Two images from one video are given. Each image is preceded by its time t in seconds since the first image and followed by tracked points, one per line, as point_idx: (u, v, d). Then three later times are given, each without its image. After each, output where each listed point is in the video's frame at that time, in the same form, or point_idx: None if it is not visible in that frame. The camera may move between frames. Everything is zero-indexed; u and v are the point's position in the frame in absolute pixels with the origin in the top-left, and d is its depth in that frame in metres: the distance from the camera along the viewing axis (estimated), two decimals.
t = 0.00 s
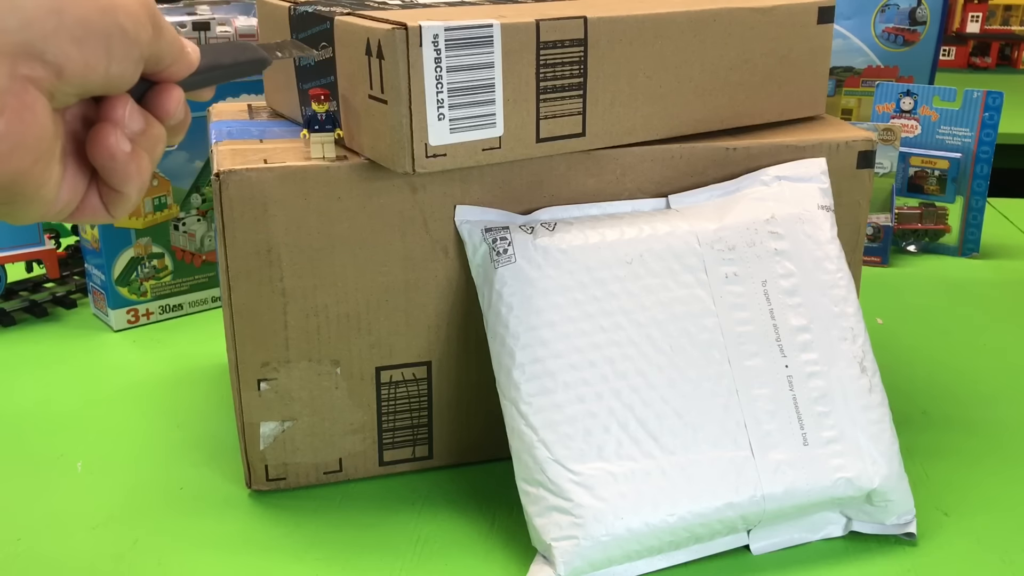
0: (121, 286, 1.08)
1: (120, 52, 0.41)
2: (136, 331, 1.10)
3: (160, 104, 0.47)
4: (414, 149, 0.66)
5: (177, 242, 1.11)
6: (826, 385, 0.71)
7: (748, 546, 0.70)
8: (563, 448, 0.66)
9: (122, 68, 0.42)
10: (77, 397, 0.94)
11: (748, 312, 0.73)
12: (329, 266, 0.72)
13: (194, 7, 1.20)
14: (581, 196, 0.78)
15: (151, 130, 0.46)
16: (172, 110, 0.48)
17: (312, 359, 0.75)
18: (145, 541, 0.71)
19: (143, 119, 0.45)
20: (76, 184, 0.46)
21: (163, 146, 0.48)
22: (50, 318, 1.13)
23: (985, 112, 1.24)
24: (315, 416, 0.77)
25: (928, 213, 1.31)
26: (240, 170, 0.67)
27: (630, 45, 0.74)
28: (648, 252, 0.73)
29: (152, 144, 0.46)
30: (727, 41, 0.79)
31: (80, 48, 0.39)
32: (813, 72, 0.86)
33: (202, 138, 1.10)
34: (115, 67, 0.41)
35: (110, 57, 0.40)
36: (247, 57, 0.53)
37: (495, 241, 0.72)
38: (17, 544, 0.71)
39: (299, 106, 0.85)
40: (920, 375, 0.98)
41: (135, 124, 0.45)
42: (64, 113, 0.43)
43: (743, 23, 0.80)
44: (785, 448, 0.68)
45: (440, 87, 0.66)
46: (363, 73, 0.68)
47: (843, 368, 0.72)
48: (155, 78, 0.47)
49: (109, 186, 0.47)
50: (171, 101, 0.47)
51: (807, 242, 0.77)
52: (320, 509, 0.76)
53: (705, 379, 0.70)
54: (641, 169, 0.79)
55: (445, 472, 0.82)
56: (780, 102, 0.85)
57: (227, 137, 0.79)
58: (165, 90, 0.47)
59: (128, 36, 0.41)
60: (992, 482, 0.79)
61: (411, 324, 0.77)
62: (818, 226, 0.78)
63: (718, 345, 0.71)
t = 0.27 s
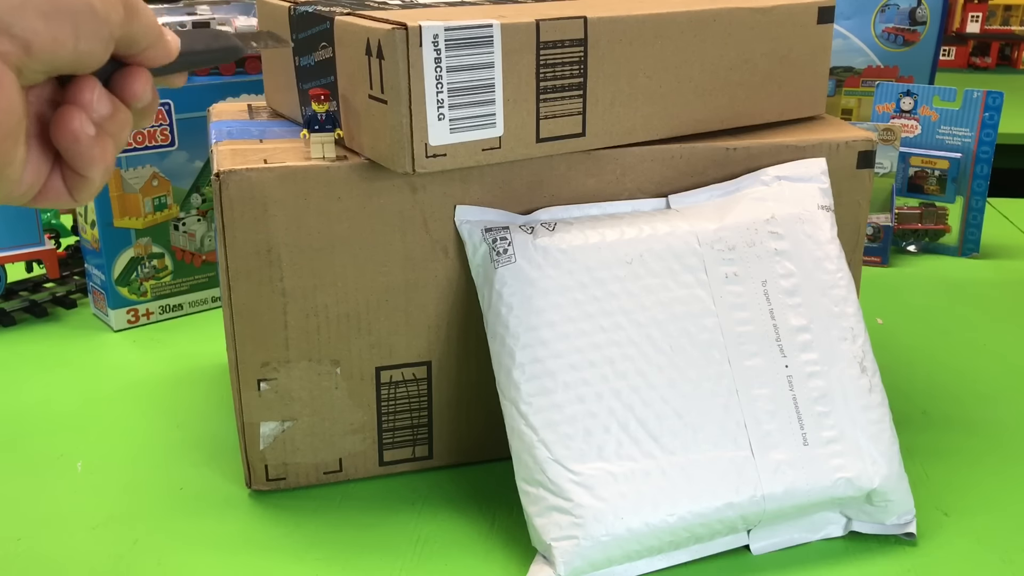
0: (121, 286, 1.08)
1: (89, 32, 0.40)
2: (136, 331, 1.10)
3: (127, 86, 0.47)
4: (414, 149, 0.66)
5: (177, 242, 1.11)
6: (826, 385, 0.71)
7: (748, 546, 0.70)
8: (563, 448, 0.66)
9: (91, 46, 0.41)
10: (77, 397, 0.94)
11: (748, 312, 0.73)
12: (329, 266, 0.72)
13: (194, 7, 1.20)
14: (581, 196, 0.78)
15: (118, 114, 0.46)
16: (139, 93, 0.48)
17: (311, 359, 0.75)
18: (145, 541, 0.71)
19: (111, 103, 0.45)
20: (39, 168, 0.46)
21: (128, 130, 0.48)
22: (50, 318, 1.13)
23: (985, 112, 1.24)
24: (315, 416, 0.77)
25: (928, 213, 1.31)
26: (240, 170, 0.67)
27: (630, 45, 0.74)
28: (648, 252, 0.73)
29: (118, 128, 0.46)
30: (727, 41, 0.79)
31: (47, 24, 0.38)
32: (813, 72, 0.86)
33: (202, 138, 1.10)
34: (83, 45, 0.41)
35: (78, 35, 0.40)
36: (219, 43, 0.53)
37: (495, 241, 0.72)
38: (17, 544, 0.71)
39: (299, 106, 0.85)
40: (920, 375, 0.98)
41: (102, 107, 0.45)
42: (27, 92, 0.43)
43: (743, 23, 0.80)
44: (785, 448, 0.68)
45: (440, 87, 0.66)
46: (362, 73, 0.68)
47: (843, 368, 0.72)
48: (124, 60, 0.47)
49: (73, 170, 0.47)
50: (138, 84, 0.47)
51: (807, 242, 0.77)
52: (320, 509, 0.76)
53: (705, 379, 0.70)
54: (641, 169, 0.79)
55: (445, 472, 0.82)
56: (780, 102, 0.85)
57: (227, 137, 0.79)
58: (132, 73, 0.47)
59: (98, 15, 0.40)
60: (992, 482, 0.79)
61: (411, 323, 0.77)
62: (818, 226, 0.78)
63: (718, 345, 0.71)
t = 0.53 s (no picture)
0: (121, 286, 1.08)
1: (57, 17, 0.40)
2: (136, 331, 1.10)
3: (93, 71, 0.47)
4: (414, 149, 0.66)
5: (177, 242, 1.11)
6: (826, 385, 0.71)
7: (748, 546, 0.70)
8: (563, 448, 0.66)
9: (59, 32, 0.41)
10: (77, 397, 0.94)
11: (748, 312, 0.73)
12: (329, 266, 0.72)
13: (194, 6, 1.20)
14: (581, 196, 0.78)
15: (84, 103, 0.46)
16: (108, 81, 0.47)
17: (311, 359, 0.75)
18: (145, 541, 0.71)
19: (76, 91, 0.45)
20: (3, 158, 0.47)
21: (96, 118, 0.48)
22: (50, 318, 1.13)
23: (985, 112, 1.24)
24: (314, 416, 0.77)
25: (928, 213, 1.31)
26: (240, 170, 0.67)
27: (629, 45, 0.74)
28: (648, 252, 0.73)
29: (83, 117, 0.46)
30: (727, 41, 0.79)
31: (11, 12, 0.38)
32: (813, 72, 0.86)
33: (202, 138, 1.10)
34: (51, 31, 0.40)
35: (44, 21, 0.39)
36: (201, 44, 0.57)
37: (495, 241, 0.72)
38: (17, 544, 0.71)
39: (299, 106, 0.85)
40: (921, 375, 0.98)
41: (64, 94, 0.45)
42: None
43: (743, 23, 0.80)
44: (785, 448, 0.68)
45: (440, 87, 0.66)
46: (362, 73, 0.68)
47: (843, 368, 0.72)
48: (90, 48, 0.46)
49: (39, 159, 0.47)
50: (104, 70, 0.47)
51: (807, 242, 0.77)
52: (320, 509, 0.76)
53: (705, 379, 0.70)
54: (641, 169, 0.79)
55: (445, 472, 0.82)
56: (780, 102, 0.85)
57: (227, 137, 0.79)
58: (98, 58, 0.47)
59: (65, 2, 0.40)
60: (992, 482, 0.79)
61: (411, 323, 0.77)
62: (818, 226, 0.78)
63: (718, 345, 0.71)
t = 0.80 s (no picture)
0: (121, 286, 1.08)
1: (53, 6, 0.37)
2: (137, 331, 1.10)
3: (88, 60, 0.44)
4: (414, 149, 0.66)
5: (177, 242, 1.11)
6: (826, 385, 0.71)
7: (748, 546, 0.70)
8: (563, 448, 0.66)
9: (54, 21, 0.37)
10: (77, 397, 0.94)
11: (748, 312, 0.73)
12: (329, 266, 0.72)
13: (194, 6, 1.20)
14: (581, 196, 0.78)
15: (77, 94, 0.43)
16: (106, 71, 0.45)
17: (312, 360, 0.75)
18: (145, 541, 0.71)
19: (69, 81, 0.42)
20: None
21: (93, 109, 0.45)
22: (50, 318, 1.13)
23: (985, 112, 1.24)
24: (314, 416, 0.77)
25: (928, 213, 1.31)
26: (240, 170, 0.67)
27: (630, 45, 0.74)
28: (648, 252, 0.73)
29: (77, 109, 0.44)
30: (727, 41, 0.79)
31: None
32: (813, 72, 0.86)
33: (202, 138, 1.10)
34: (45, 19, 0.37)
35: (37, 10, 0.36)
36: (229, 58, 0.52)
37: (495, 241, 0.72)
38: (17, 544, 0.71)
39: (299, 106, 0.85)
40: (921, 375, 0.98)
41: None
42: None
43: (743, 23, 0.80)
44: (785, 448, 0.68)
45: (440, 87, 0.66)
46: (363, 73, 0.68)
47: (843, 368, 0.72)
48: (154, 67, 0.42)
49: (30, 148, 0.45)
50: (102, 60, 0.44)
51: (807, 242, 0.77)
52: (320, 509, 0.76)
53: (705, 379, 0.70)
54: (641, 169, 0.79)
55: (445, 472, 0.82)
56: (780, 102, 0.85)
57: (227, 137, 0.79)
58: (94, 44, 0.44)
59: None
60: (992, 482, 0.79)
61: (411, 323, 0.77)
62: (818, 226, 0.78)
63: (718, 345, 0.71)
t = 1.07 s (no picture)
0: (121, 286, 1.08)
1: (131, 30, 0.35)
2: (136, 331, 1.10)
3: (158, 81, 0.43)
4: (414, 149, 0.66)
5: (177, 242, 1.11)
6: (826, 385, 0.71)
7: (748, 546, 0.70)
8: (563, 448, 0.66)
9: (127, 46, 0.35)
10: (77, 397, 0.94)
11: (748, 312, 0.73)
12: (329, 266, 0.72)
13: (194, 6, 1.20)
14: (581, 196, 0.78)
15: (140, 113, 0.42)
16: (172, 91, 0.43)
17: (312, 360, 0.75)
18: (145, 541, 0.71)
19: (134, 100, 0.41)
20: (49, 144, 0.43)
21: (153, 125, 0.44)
22: (50, 318, 1.13)
23: (985, 112, 1.24)
24: (315, 416, 0.77)
25: (928, 213, 1.31)
26: (240, 170, 0.67)
27: (630, 45, 0.74)
28: (648, 252, 0.73)
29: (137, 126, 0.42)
30: (727, 41, 0.79)
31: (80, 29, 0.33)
32: (813, 72, 0.86)
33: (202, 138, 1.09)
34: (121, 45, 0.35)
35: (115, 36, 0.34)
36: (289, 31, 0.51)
37: (495, 241, 0.72)
38: (17, 544, 0.71)
39: (299, 106, 0.85)
40: (920, 375, 0.98)
41: None
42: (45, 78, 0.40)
43: (743, 23, 0.80)
44: (785, 448, 0.68)
45: (440, 87, 0.66)
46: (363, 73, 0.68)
47: (843, 368, 0.72)
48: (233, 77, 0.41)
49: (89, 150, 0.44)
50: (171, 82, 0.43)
51: (807, 242, 0.77)
52: (320, 509, 0.76)
53: (705, 379, 0.70)
54: (641, 169, 0.79)
55: (445, 472, 0.82)
56: (780, 102, 0.85)
57: (227, 137, 0.79)
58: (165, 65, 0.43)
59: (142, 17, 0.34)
60: (993, 482, 0.79)
61: (411, 323, 0.77)
62: (818, 226, 0.78)
63: (718, 345, 0.71)
